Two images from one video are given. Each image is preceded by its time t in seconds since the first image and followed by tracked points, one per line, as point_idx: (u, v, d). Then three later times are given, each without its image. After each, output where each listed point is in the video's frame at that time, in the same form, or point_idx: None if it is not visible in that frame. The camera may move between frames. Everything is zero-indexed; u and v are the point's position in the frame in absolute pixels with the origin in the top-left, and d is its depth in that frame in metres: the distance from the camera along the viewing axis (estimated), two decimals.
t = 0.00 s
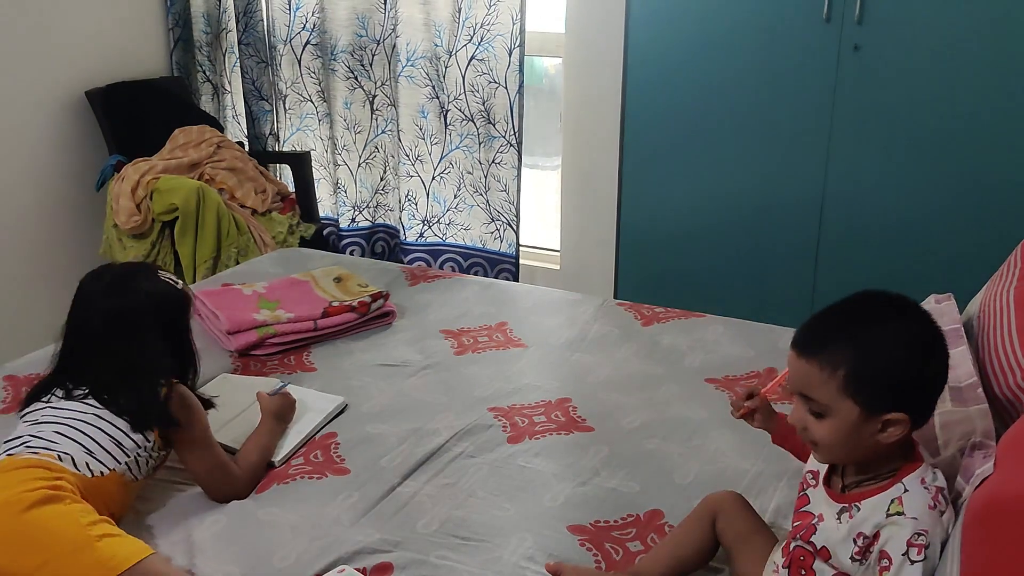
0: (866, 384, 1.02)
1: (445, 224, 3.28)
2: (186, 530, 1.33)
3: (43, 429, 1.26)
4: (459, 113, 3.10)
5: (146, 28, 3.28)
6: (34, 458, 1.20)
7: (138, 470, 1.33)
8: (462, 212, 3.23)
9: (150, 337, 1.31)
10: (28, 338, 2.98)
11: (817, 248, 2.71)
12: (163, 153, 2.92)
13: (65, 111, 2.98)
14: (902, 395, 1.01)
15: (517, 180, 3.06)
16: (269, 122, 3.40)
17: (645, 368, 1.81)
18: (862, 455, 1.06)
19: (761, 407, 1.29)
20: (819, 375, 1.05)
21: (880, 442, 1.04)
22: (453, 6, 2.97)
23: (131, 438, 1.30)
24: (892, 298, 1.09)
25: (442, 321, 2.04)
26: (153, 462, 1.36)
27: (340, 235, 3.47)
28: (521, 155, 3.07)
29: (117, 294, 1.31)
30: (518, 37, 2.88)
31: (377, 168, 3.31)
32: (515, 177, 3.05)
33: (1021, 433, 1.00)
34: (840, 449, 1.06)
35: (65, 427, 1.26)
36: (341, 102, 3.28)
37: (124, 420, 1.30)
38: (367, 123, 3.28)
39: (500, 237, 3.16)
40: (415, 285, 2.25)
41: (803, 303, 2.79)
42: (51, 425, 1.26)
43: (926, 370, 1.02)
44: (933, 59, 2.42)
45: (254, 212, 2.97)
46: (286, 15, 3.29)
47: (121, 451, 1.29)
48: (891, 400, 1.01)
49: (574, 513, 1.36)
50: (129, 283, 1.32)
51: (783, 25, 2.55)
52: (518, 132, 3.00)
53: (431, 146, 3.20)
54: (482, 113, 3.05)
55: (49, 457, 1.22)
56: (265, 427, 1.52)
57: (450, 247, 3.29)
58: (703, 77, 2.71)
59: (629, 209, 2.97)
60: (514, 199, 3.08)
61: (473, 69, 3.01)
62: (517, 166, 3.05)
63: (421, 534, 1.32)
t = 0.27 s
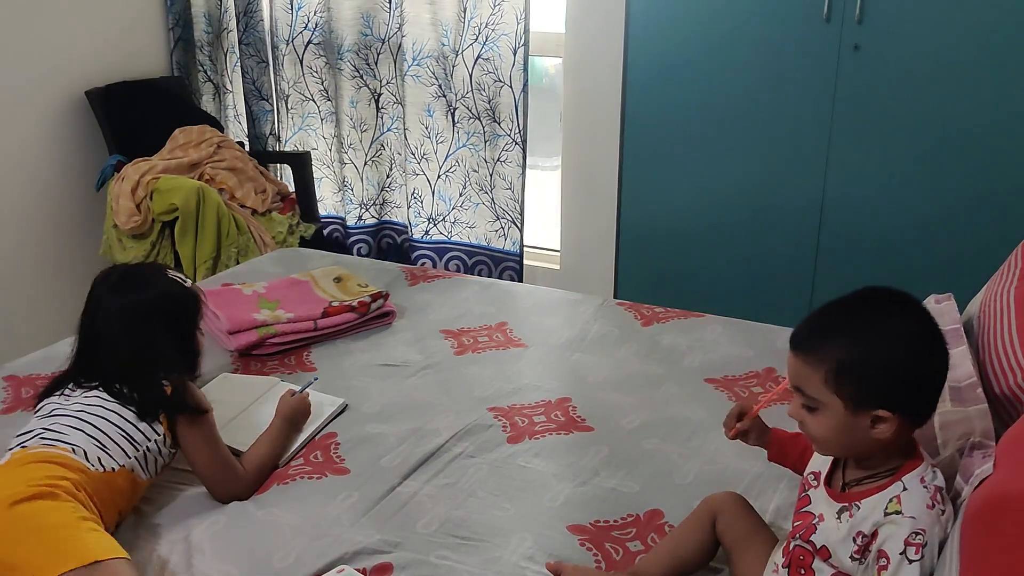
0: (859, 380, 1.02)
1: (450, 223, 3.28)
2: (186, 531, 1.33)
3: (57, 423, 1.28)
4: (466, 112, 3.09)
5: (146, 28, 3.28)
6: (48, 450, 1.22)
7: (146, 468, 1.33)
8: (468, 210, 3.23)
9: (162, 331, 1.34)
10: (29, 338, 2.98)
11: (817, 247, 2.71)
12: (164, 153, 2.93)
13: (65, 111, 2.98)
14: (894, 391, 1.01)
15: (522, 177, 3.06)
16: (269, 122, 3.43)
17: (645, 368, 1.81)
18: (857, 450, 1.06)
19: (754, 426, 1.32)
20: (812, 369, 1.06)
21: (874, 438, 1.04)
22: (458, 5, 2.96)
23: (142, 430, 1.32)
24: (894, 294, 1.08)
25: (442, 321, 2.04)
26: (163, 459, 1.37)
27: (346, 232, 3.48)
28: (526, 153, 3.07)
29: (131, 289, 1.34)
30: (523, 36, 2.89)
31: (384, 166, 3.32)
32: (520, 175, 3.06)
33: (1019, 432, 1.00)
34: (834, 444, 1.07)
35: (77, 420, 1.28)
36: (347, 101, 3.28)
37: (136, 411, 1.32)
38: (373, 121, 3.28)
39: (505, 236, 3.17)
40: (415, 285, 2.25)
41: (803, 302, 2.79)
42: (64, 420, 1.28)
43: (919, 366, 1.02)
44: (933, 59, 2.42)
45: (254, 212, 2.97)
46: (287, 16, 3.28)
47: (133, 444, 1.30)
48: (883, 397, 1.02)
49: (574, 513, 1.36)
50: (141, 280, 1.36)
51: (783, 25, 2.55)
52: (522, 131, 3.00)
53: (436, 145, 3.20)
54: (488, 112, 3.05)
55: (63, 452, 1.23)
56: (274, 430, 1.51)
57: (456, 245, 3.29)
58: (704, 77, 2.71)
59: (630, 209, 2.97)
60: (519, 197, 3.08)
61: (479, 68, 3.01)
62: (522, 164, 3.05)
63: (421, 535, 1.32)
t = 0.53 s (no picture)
0: (846, 387, 1.03)
1: (455, 220, 3.28)
2: (185, 531, 1.33)
3: (45, 432, 1.29)
4: (472, 110, 3.09)
5: (146, 28, 3.28)
6: (30, 458, 1.23)
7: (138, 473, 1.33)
8: (471, 208, 3.23)
9: (152, 342, 1.33)
10: (29, 338, 2.98)
11: (818, 247, 2.71)
12: (164, 153, 2.93)
13: (65, 112, 2.98)
14: (882, 396, 1.01)
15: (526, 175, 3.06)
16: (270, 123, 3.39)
17: (644, 368, 1.81)
18: (849, 453, 1.07)
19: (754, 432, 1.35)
20: (802, 375, 1.07)
21: (864, 441, 1.04)
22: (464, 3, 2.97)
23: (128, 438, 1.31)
24: (889, 298, 1.08)
25: (442, 321, 2.04)
26: (156, 467, 1.36)
27: (349, 230, 3.48)
28: (530, 151, 3.07)
29: (135, 295, 1.35)
30: (527, 36, 2.90)
31: (386, 164, 3.32)
32: (524, 173, 3.06)
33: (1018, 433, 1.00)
34: (826, 447, 1.07)
35: (63, 430, 1.29)
36: (351, 99, 3.28)
37: (122, 421, 1.32)
38: (375, 120, 3.28)
39: (509, 233, 3.17)
40: (415, 285, 2.25)
41: (804, 302, 2.79)
42: (51, 429, 1.30)
43: (908, 370, 1.01)
44: (934, 59, 2.42)
45: (254, 212, 2.97)
46: (290, 15, 3.29)
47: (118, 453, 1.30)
48: (871, 404, 1.02)
49: (573, 513, 1.36)
50: (136, 290, 1.36)
51: (783, 25, 2.55)
52: (526, 129, 3.01)
53: (441, 143, 3.19)
54: (493, 110, 3.05)
55: (44, 459, 1.24)
56: (271, 429, 1.51)
57: (460, 242, 3.29)
58: (705, 76, 2.70)
59: (630, 209, 2.97)
60: (523, 194, 3.08)
61: (485, 67, 3.01)
62: (525, 162, 3.05)
63: (421, 535, 1.32)
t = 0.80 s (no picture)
0: (850, 394, 1.02)
1: (460, 217, 3.27)
2: (185, 531, 1.33)
3: (42, 435, 1.29)
4: (481, 106, 3.09)
5: (147, 28, 3.28)
6: (27, 461, 1.24)
7: (135, 478, 1.33)
8: (478, 204, 3.22)
9: (149, 348, 1.32)
10: (30, 338, 2.98)
11: (818, 246, 2.71)
12: (164, 153, 2.93)
13: (65, 112, 2.98)
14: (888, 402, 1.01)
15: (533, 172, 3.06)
16: (273, 122, 3.41)
17: (645, 368, 1.80)
18: (855, 458, 1.07)
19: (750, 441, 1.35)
20: (806, 381, 1.06)
21: (870, 447, 1.04)
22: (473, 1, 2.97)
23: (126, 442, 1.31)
24: (892, 302, 1.07)
25: (443, 321, 2.04)
26: (155, 470, 1.36)
27: (350, 230, 3.48)
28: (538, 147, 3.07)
29: (139, 299, 1.34)
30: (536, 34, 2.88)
31: (386, 164, 3.32)
32: (531, 169, 3.06)
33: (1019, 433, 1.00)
34: (831, 452, 1.07)
35: (61, 432, 1.29)
36: (352, 99, 3.28)
37: (120, 426, 1.32)
38: (376, 120, 3.28)
39: (513, 230, 3.17)
40: (415, 285, 2.25)
41: (804, 302, 2.78)
42: (50, 432, 1.30)
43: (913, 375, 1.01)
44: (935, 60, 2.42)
45: (254, 212, 2.96)
46: (292, 15, 3.29)
47: (115, 456, 1.30)
48: (874, 410, 1.01)
49: (574, 513, 1.36)
50: (135, 294, 1.35)
51: (784, 24, 2.55)
52: (536, 124, 3.01)
53: (447, 142, 3.18)
54: (502, 106, 3.04)
55: (42, 461, 1.24)
56: (269, 430, 1.51)
57: (465, 239, 3.28)
58: (707, 76, 2.70)
59: (631, 209, 2.96)
60: (530, 190, 3.08)
61: (494, 64, 3.00)
62: (532, 158, 3.05)
63: (421, 534, 1.32)
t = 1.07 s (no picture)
0: (863, 394, 1.01)
1: (467, 214, 3.26)
2: (184, 532, 1.32)
3: (44, 437, 1.29)
4: (485, 104, 3.08)
5: (148, 29, 3.28)
6: (30, 463, 1.23)
7: (137, 481, 1.33)
8: (484, 201, 3.21)
9: (151, 350, 1.32)
10: (30, 339, 2.98)
11: (818, 246, 2.71)
12: (163, 153, 2.94)
13: (65, 112, 2.98)
14: (900, 402, 1.01)
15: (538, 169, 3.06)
16: (275, 122, 3.41)
17: (645, 368, 1.80)
18: (864, 459, 1.06)
19: (752, 437, 1.36)
20: (816, 382, 1.05)
21: (881, 446, 1.04)
22: None
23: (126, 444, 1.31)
24: (892, 301, 1.07)
25: (442, 321, 2.04)
26: (156, 472, 1.36)
27: (351, 230, 3.48)
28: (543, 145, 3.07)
29: (139, 301, 1.35)
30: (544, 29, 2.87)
31: (387, 164, 3.32)
32: (536, 166, 3.05)
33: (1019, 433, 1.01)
34: (841, 453, 1.06)
35: (63, 435, 1.29)
36: (352, 99, 3.27)
37: (121, 428, 1.31)
38: (377, 120, 3.28)
39: (522, 225, 3.17)
40: (415, 285, 2.25)
41: (805, 302, 2.78)
42: (51, 435, 1.29)
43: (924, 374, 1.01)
44: (935, 60, 2.42)
45: (254, 212, 2.96)
46: (292, 15, 3.29)
47: (116, 459, 1.29)
48: (885, 411, 1.01)
49: (574, 513, 1.36)
50: (138, 296, 1.35)
51: (784, 24, 2.55)
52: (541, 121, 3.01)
53: (453, 138, 3.18)
54: (508, 102, 3.04)
55: (44, 464, 1.23)
56: (268, 429, 1.52)
57: (471, 236, 3.28)
58: (708, 75, 2.70)
59: (631, 209, 2.96)
60: (535, 187, 3.08)
61: (501, 60, 2.99)
62: (538, 155, 3.05)
63: (420, 534, 1.32)
